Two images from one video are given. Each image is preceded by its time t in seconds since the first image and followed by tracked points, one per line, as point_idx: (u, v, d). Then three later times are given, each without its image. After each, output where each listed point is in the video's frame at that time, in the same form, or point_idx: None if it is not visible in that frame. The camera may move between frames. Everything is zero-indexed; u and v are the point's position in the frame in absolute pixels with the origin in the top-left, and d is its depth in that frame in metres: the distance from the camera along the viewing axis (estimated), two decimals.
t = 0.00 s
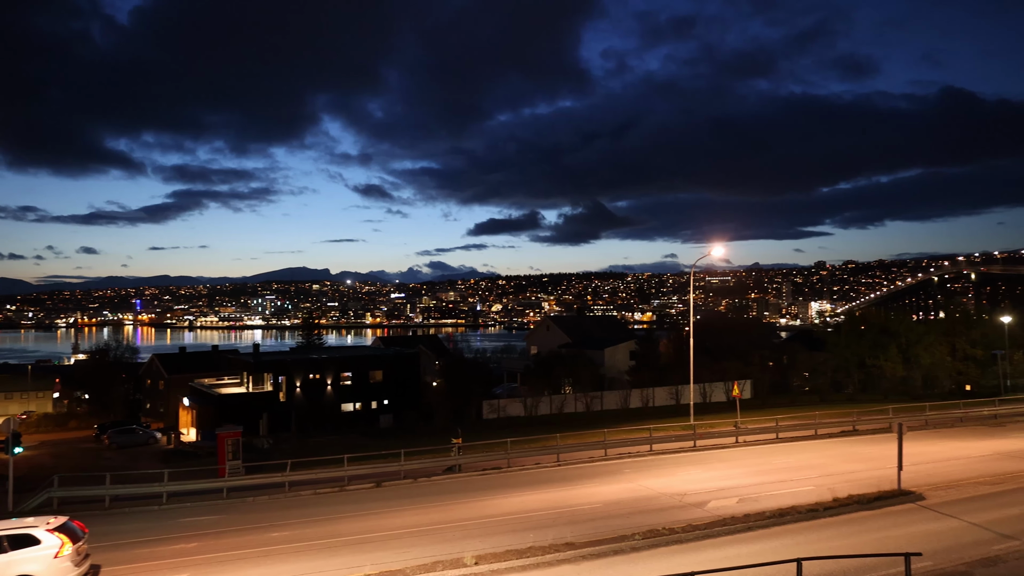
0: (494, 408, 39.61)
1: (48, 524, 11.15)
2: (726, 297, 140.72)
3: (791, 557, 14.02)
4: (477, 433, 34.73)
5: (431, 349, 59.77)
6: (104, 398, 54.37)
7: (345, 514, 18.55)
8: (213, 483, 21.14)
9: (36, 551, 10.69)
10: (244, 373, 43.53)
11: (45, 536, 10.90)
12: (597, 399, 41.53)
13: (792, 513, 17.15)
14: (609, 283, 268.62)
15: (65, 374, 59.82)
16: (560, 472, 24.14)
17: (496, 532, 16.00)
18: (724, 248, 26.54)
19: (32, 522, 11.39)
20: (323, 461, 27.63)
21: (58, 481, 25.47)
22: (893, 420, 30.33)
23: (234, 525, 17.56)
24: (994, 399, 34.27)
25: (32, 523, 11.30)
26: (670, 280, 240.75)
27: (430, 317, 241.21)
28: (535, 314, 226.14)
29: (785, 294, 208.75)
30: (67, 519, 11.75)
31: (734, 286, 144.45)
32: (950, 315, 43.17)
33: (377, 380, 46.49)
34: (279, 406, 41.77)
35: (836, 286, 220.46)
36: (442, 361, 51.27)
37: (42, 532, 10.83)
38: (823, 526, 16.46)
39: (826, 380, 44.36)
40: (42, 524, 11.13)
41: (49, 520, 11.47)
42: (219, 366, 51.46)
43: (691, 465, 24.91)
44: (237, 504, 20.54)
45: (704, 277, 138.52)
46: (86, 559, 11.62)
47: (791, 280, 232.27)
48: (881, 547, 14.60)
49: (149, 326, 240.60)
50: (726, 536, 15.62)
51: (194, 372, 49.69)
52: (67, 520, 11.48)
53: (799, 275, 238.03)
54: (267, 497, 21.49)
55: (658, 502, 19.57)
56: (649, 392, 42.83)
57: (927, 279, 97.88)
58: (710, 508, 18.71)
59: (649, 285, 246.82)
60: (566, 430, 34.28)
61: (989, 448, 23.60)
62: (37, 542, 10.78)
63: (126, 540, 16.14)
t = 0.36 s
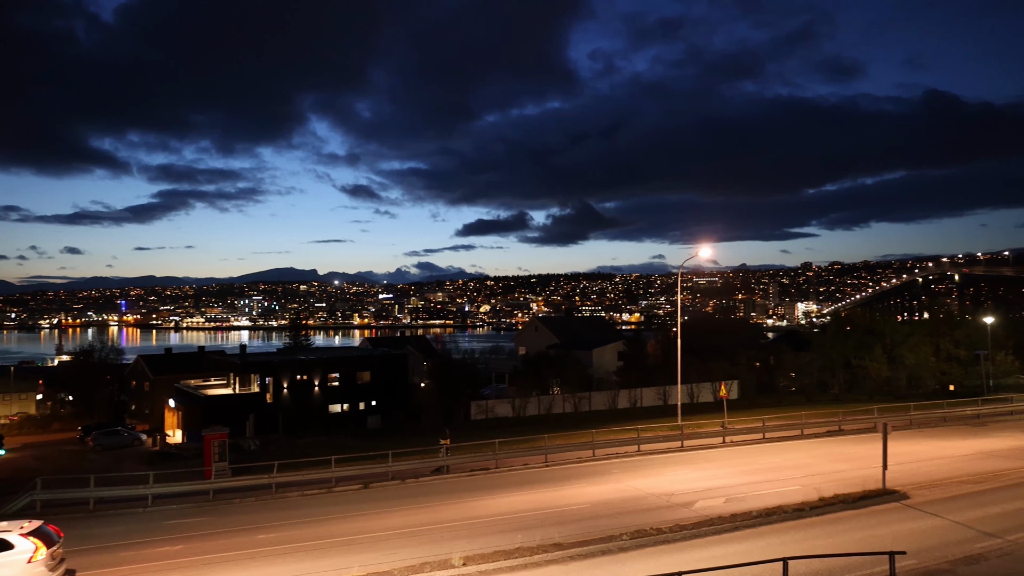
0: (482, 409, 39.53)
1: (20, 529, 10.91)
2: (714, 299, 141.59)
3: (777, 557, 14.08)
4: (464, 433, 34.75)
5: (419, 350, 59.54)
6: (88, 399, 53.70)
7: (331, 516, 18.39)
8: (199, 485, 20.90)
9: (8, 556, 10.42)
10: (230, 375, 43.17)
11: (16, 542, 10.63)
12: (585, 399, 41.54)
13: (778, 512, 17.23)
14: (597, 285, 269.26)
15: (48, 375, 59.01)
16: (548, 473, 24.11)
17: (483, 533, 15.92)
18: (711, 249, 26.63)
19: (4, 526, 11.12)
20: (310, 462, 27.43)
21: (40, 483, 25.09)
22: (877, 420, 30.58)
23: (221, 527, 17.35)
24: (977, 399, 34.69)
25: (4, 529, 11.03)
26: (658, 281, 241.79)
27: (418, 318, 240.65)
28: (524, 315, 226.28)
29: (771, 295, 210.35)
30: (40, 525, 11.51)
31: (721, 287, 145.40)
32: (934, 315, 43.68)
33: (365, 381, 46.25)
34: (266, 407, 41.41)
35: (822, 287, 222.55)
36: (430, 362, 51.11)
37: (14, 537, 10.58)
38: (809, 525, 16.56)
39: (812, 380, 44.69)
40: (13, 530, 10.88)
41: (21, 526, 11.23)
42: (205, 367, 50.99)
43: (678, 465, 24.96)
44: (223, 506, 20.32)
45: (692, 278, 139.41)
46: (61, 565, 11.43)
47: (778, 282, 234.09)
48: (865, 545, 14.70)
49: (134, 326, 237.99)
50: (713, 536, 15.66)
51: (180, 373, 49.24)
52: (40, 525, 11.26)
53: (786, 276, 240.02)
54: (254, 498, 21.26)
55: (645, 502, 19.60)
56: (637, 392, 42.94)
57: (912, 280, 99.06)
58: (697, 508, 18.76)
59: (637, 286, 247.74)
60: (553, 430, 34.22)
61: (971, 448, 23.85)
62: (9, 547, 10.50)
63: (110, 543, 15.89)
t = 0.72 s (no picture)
0: (470, 410, 39.44)
1: None
2: (701, 300, 142.40)
3: (764, 557, 14.13)
4: (453, 434, 34.70)
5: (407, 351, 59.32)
6: (72, 400, 53.02)
7: (319, 517, 18.26)
8: (185, 487, 20.67)
9: None
10: (216, 376, 42.78)
11: None
12: (573, 400, 41.58)
13: (765, 512, 17.31)
14: (586, 286, 269.84)
15: (31, 376, 58.21)
16: (536, 473, 24.10)
17: (471, 534, 15.87)
18: (699, 250, 26.73)
19: None
20: (298, 463, 27.25)
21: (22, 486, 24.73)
22: (863, 420, 30.86)
23: (207, 529, 17.17)
24: (960, 399, 35.09)
25: None
26: (647, 282, 242.79)
27: (406, 318, 240.00)
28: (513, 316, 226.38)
29: (759, 296, 211.94)
30: (15, 528, 11.24)
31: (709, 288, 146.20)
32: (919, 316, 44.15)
33: (353, 381, 46.01)
34: (253, 408, 41.05)
35: (808, 287, 224.64)
36: (418, 362, 50.95)
37: None
38: (795, 524, 16.66)
39: (799, 380, 45.03)
40: None
41: None
42: (191, 367, 50.53)
43: (666, 466, 25.04)
44: (209, 508, 20.12)
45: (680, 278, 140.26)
46: (37, 570, 11.15)
47: (765, 283, 235.94)
48: (851, 544, 14.81)
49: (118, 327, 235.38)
50: (701, 536, 15.70)
51: (166, 375, 48.76)
52: (15, 530, 10.99)
53: (773, 277, 241.75)
54: (240, 500, 21.06)
55: (632, 502, 19.63)
56: (625, 393, 43.05)
57: (896, 282, 100.22)
58: (684, 508, 18.81)
59: (625, 286, 248.55)
60: (542, 431, 34.20)
61: (954, 447, 24.15)
62: None
63: (94, 546, 15.67)
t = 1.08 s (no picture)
0: (458, 410, 39.34)
1: None
2: (689, 301, 143.18)
3: (751, 556, 14.18)
4: (440, 435, 34.65)
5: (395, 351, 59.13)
6: (54, 402, 52.29)
7: (306, 519, 18.12)
8: (171, 489, 20.43)
9: None
10: (202, 377, 42.36)
11: None
12: (562, 401, 41.60)
13: (752, 512, 17.38)
14: (574, 287, 270.42)
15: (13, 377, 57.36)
16: (525, 474, 24.07)
17: (459, 535, 15.81)
18: (686, 251, 26.85)
19: None
20: (284, 465, 27.07)
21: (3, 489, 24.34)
22: (848, 420, 31.12)
23: (193, 531, 16.99)
24: (944, 399, 35.46)
25: None
26: (635, 284, 243.80)
27: (394, 318, 239.24)
28: (502, 316, 226.32)
29: (746, 296, 213.48)
30: None
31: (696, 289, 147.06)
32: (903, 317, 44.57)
33: (340, 382, 45.76)
34: (239, 409, 40.67)
35: (795, 288, 226.64)
36: (406, 363, 50.78)
37: None
38: (781, 524, 16.75)
39: (785, 381, 45.35)
40: None
41: None
42: (176, 368, 50.04)
43: (654, 466, 25.10)
44: (195, 511, 19.90)
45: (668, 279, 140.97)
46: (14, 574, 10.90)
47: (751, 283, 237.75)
48: (837, 543, 14.91)
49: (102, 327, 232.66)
50: (689, 536, 15.74)
51: (151, 376, 48.26)
52: None
53: (760, 278, 243.72)
54: (226, 502, 20.84)
55: (621, 503, 19.65)
56: (613, 394, 43.15)
57: (881, 283, 101.42)
58: (672, 508, 18.86)
59: (614, 287, 249.39)
60: (530, 432, 34.19)
61: (938, 447, 24.41)
62: None
63: (77, 549, 15.43)
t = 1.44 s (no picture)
0: (446, 411, 39.26)
1: None
2: (677, 302, 143.98)
3: (737, 555, 14.26)
4: (428, 436, 34.56)
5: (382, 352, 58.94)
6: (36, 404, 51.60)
7: (293, 521, 18.01)
8: (157, 491, 20.25)
9: None
10: (188, 378, 41.98)
11: None
12: (550, 401, 41.64)
13: (738, 511, 17.48)
14: (562, 288, 270.93)
15: None
16: (512, 474, 24.08)
17: (447, 536, 15.78)
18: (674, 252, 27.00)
19: None
20: (271, 467, 26.92)
21: None
22: (833, 420, 31.39)
23: (178, 534, 16.84)
24: (927, 399, 35.88)
25: None
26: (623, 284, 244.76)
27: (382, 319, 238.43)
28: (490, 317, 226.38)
29: (733, 297, 215.03)
30: None
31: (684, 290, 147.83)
32: (887, 318, 45.00)
33: (327, 383, 45.51)
34: (225, 410, 40.34)
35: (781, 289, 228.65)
36: (394, 364, 50.61)
37: None
38: (767, 523, 16.87)
39: (771, 381, 45.67)
40: None
41: None
42: (161, 369, 49.55)
43: (641, 466, 25.21)
44: (180, 512, 19.73)
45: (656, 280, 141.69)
46: None
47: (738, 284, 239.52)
48: (822, 542, 15.02)
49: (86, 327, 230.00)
50: (675, 536, 15.79)
51: (136, 377, 47.78)
52: None
53: (746, 279, 245.52)
54: (212, 504, 20.67)
55: (608, 503, 19.68)
56: (601, 394, 43.25)
57: (865, 284, 102.53)
58: (659, 508, 18.93)
59: (602, 288, 250.22)
60: (518, 433, 34.21)
61: (921, 446, 24.68)
62: None
63: (60, 553, 15.24)
